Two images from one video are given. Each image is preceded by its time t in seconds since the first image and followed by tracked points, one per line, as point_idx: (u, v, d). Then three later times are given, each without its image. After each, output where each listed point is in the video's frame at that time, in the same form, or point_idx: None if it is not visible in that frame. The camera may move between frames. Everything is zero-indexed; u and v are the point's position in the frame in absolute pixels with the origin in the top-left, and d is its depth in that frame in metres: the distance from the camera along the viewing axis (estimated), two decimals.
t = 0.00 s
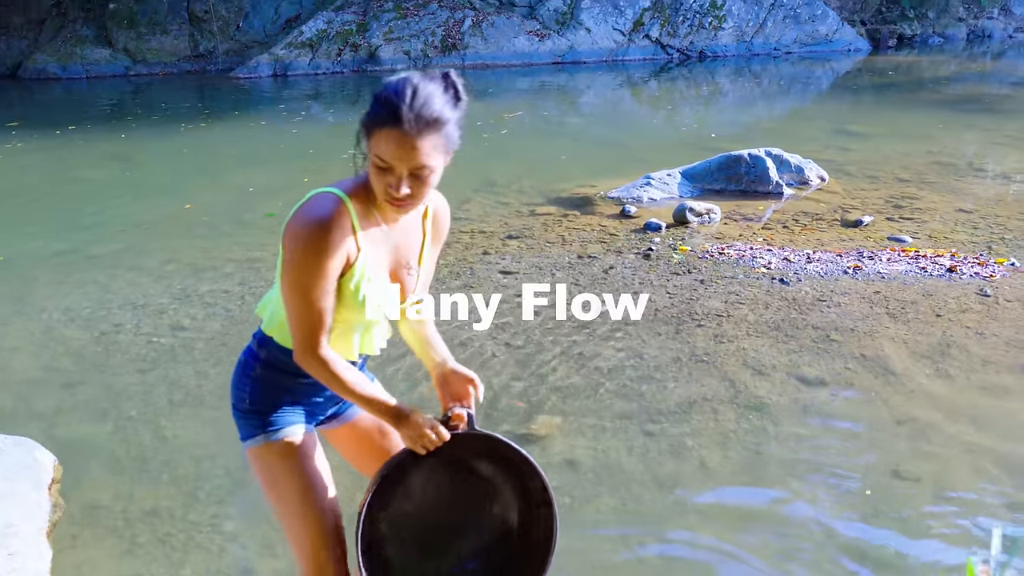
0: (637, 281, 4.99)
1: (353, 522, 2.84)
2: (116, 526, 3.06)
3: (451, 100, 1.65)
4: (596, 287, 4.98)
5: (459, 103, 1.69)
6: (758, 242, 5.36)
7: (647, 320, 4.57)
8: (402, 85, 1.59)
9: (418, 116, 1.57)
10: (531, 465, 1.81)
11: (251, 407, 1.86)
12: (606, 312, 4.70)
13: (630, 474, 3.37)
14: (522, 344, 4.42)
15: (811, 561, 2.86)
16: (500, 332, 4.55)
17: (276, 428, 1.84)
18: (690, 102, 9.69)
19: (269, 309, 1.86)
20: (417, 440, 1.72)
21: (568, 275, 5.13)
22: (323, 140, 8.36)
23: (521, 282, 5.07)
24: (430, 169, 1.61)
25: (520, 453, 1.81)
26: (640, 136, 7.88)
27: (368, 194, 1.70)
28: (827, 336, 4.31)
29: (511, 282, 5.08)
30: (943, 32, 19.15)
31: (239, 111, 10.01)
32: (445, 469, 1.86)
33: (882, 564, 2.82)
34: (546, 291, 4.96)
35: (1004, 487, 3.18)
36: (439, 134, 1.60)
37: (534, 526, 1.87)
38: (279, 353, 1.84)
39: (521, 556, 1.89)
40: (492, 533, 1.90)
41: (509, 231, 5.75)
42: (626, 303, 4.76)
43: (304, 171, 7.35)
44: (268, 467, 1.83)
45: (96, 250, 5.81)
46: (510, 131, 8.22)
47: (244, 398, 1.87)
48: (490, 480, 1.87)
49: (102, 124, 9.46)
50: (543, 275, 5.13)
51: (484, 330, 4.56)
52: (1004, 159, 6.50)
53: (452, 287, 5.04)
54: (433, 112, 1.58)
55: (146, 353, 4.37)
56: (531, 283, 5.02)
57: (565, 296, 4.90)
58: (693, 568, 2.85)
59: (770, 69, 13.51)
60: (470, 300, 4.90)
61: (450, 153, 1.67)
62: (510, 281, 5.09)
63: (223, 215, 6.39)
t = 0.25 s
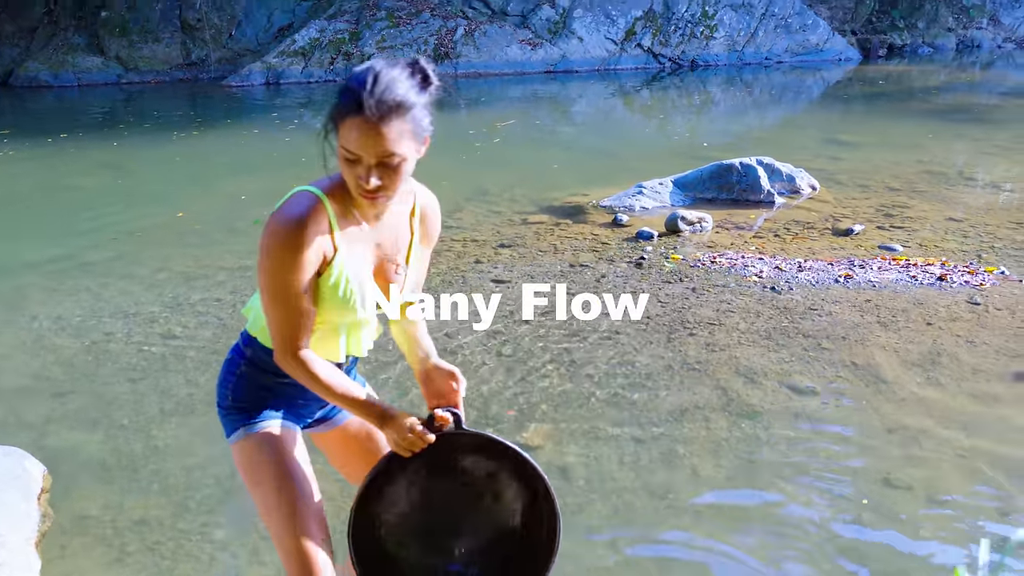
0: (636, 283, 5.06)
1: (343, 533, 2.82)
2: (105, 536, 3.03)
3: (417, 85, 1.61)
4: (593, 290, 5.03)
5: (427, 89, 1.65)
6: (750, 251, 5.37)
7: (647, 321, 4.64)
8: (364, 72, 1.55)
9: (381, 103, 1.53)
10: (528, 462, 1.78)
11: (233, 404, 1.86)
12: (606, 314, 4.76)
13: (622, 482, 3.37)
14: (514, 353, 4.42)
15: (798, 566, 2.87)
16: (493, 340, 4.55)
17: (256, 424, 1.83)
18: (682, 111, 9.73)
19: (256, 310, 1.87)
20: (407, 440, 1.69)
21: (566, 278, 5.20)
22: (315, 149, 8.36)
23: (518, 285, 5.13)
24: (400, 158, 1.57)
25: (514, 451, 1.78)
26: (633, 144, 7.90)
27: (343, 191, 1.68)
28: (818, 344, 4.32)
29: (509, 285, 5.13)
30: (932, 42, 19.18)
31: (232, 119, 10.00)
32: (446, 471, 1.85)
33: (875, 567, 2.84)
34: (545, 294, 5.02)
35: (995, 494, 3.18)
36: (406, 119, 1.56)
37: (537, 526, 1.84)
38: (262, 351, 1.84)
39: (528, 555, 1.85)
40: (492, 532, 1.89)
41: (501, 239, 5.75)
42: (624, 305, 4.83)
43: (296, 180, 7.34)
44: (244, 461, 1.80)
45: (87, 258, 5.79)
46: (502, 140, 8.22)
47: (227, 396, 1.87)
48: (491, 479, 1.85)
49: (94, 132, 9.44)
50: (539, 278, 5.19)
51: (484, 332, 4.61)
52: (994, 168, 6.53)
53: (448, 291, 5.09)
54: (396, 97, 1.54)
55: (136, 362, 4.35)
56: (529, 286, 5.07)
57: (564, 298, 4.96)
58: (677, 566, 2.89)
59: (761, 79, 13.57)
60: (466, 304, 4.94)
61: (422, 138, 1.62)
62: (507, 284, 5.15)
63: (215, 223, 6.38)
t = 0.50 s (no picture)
0: (636, 283, 5.15)
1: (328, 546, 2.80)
2: (90, 547, 3.01)
3: (377, 88, 1.58)
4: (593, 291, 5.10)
5: (390, 92, 1.61)
6: (737, 259, 5.38)
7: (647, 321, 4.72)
8: (320, 80, 1.54)
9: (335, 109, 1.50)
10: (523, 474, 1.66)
11: (209, 415, 1.85)
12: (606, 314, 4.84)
13: (610, 490, 3.36)
14: (502, 361, 4.42)
15: (784, 568, 2.89)
16: (481, 348, 4.54)
17: (229, 436, 1.82)
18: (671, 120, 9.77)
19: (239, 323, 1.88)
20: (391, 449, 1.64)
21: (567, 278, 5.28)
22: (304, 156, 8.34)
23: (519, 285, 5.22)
24: (361, 164, 1.54)
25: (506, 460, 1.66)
26: (621, 153, 7.92)
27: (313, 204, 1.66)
28: (805, 353, 4.33)
29: (510, 285, 5.22)
30: (918, 51, 19.30)
31: (221, 127, 9.98)
32: (438, 478, 1.75)
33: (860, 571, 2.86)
34: (546, 295, 5.11)
35: (981, 502, 3.19)
36: (365, 122, 1.53)
37: (537, 534, 1.72)
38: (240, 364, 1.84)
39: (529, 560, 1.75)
40: (493, 535, 1.79)
41: (489, 247, 5.75)
42: (624, 305, 4.91)
43: (285, 187, 7.33)
44: (214, 469, 1.79)
45: (74, 266, 5.75)
46: (492, 148, 8.23)
47: (204, 407, 1.86)
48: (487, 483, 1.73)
49: (82, 139, 9.40)
50: (540, 279, 5.28)
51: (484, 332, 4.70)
52: (979, 177, 6.57)
53: (449, 291, 5.18)
54: (353, 103, 1.51)
55: (123, 371, 4.33)
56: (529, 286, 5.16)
57: (564, 299, 5.04)
58: (663, 567, 2.92)
59: (749, 87, 13.64)
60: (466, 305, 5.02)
61: (387, 142, 1.59)
62: (509, 284, 5.24)
63: (203, 231, 6.36)
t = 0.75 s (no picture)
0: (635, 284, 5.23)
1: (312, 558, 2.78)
2: (71, 557, 2.96)
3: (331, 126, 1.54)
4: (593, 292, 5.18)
5: (346, 129, 1.57)
6: (723, 267, 5.40)
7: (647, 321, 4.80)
8: (270, 119, 1.51)
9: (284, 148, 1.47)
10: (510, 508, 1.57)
11: (183, 458, 1.84)
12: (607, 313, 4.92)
13: (596, 498, 3.36)
14: (488, 368, 4.41)
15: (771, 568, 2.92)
16: (467, 356, 4.53)
17: (202, 477, 1.80)
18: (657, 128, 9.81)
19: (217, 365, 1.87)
20: (356, 486, 1.59)
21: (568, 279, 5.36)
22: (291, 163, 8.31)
23: (520, 286, 5.30)
24: (316, 207, 1.50)
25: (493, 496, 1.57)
26: (607, 161, 7.94)
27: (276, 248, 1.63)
28: (790, 360, 4.34)
29: (510, 286, 5.29)
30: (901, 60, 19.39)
31: (207, 134, 9.95)
32: (416, 506, 1.64)
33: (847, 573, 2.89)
34: (546, 295, 5.18)
35: (968, 508, 3.20)
36: (317, 160, 1.48)
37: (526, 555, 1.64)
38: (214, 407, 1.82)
39: None
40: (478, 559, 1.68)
41: (475, 255, 5.75)
42: (624, 305, 4.98)
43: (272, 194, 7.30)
44: (185, 513, 1.77)
45: (58, 274, 5.71)
46: (478, 156, 8.23)
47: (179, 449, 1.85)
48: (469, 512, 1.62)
49: (66, 146, 9.34)
50: (539, 281, 5.36)
51: (485, 331, 4.77)
52: (962, 185, 6.62)
53: (448, 292, 5.25)
54: (306, 142, 1.48)
55: (106, 380, 4.29)
56: (530, 286, 5.24)
57: (564, 299, 5.11)
58: (648, 568, 2.95)
59: (734, 96, 13.71)
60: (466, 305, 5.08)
61: (343, 181, 1.54)
62: (509, 284, 5.31)
63: (189, 239, 6.33)
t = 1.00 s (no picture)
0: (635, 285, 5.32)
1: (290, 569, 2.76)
2: (46, 570, 2.93)
3: (267, 178, 1.39)
4: (593, 293, 5.26)
5: (289, 177, 1.43)
6: (705, 275, 5.41)
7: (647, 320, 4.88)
8: (199, 174, 1.38)
9: (207, 210, 1.34)
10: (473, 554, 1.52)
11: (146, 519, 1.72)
12: (607, 313, 5.00)
13: (578, 506, 3.35)
14: (471, 377, 4.40)
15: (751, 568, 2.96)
16: (450, 365, 4.52)
17: (163, 542, 1.69)
18: (639, 136, 9.86)
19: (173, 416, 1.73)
20: (315, 541, 1.52)
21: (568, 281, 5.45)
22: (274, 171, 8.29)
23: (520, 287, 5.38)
24: (250, 272, 1.38)
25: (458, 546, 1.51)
26: (590, 169, 7.96)
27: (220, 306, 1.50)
28: (771, 368, 4.35)
29: (511, 287, 5.38)
30: (881, 70, 19.55)
31: (189, 141, 9.91)
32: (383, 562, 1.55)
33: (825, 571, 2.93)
34: (545, 295, 5.27)
35: (946, 513, 3.22)
36: (244, 224, 1.34)
37: None
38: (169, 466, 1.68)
39: None
40: None
41: (458, 263, 5.74)
42: (624, 305, 5.07)
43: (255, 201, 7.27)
44: None
45: (38, 282, 5.66)
46: (461, 164, 8.23)
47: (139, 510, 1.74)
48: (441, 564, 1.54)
49: (47, 153, 9.28)
50: (540, 281, 5.44)
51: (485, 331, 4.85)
52: (941, 193, 6.68)
53: (449, 292, 5.34)
54: (237, 201, 1.34)
55: (85, 389, 4.25)
56: (529, 286, 5.34)
57: (564, 299, 5.20)
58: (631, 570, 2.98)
59: (716, 104, 13.79)
60: (466, 305, 5.17)
61: (282, 240, 1.40)
62: (510, 285, 5.40)
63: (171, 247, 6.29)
